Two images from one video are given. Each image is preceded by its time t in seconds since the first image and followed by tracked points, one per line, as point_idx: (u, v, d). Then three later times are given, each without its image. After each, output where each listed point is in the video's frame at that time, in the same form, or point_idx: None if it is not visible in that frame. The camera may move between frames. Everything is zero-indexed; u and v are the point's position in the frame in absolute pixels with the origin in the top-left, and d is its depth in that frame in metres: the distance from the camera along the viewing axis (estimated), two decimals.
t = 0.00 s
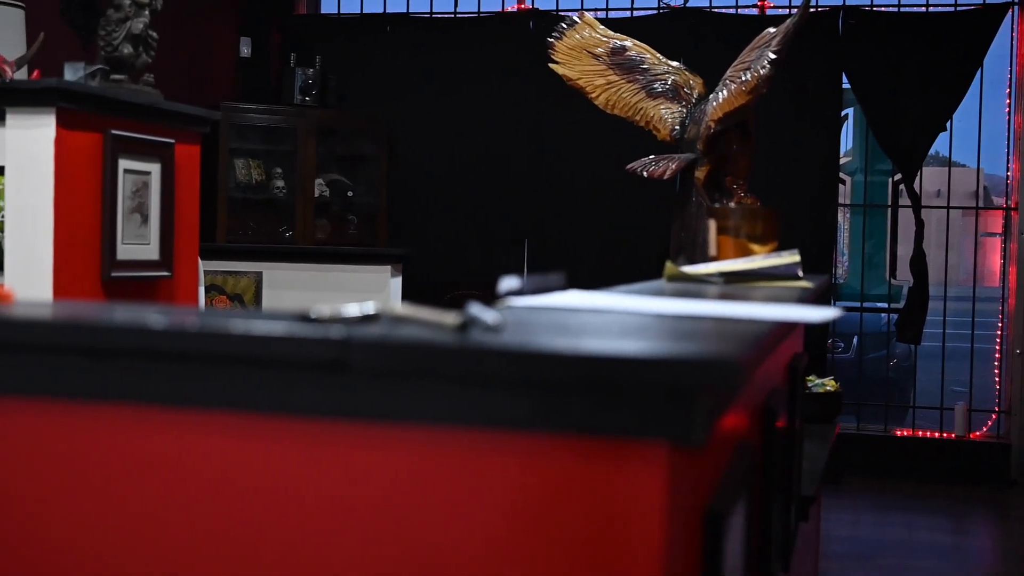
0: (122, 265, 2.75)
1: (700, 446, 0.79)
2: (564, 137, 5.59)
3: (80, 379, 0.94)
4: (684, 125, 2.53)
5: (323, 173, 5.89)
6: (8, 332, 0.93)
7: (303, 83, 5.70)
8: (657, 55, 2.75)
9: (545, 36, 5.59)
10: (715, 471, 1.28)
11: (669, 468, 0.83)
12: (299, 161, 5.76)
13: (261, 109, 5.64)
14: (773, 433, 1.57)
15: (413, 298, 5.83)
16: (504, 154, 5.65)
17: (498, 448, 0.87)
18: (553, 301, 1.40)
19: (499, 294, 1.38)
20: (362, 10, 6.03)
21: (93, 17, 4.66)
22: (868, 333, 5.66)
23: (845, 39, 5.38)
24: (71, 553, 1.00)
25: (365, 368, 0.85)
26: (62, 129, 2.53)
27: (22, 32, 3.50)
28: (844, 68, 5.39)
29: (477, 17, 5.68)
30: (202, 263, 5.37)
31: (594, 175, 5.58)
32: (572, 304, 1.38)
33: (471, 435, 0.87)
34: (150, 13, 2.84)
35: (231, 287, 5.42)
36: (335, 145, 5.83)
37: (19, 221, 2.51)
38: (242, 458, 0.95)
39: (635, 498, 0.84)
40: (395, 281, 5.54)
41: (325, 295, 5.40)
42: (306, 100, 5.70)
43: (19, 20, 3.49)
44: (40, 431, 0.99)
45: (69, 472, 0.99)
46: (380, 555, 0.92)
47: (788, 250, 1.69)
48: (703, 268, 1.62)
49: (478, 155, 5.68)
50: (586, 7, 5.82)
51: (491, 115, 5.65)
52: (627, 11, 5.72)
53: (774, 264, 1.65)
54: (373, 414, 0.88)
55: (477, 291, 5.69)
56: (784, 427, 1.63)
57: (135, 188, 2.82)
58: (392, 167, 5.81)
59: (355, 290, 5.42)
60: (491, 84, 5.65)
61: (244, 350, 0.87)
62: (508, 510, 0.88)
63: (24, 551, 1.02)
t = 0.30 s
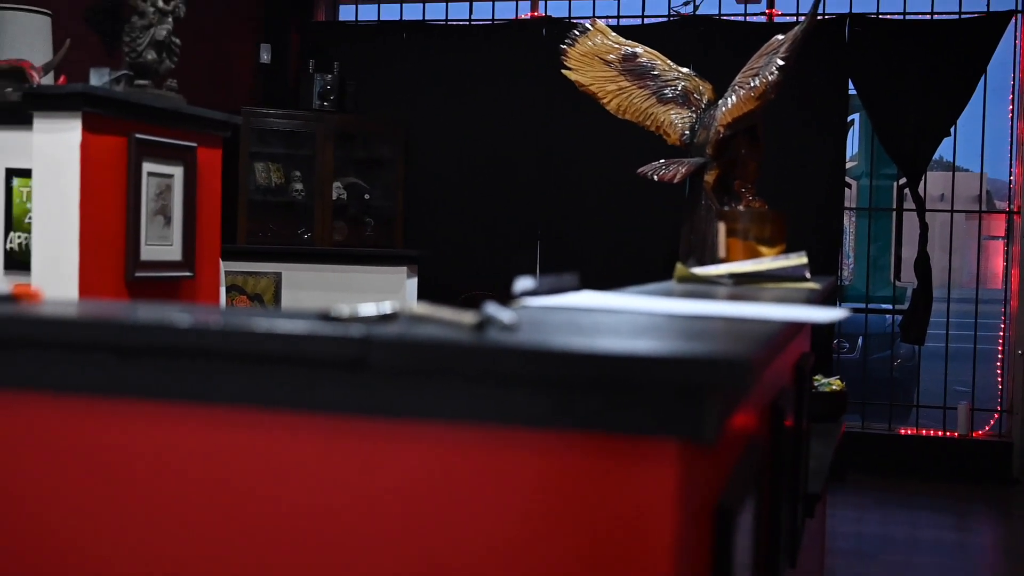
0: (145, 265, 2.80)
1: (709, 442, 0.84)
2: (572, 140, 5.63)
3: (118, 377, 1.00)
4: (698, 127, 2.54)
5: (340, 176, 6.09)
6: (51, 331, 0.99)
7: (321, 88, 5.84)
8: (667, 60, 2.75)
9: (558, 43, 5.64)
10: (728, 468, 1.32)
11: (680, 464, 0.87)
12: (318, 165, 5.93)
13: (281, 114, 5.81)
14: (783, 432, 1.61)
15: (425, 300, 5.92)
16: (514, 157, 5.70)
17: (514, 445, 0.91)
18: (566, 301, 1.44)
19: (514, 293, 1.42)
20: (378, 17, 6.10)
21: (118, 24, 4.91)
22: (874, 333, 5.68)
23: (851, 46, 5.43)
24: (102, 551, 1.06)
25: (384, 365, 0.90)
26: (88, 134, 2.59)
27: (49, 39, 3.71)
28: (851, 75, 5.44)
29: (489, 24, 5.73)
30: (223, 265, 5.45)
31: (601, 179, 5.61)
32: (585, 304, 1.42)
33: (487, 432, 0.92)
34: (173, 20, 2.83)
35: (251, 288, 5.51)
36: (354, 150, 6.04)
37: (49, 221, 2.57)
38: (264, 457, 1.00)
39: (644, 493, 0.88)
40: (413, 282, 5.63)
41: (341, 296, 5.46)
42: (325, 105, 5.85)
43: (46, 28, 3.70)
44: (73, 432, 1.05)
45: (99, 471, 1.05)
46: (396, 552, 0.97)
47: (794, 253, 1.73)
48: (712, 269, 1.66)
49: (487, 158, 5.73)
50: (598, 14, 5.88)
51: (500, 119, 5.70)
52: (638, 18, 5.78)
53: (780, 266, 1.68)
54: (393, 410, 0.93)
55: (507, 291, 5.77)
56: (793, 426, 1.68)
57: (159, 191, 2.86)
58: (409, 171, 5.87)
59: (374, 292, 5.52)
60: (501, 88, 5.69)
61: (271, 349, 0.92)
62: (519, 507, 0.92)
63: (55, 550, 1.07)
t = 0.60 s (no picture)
0: (170, 266, 2.90)
1: (717, 438, 0.88)
2: (576, 143, 5.73)
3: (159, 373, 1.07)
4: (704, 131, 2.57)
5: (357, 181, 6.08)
6: (94, 328, 1.05)
7: (340, 97, 5.89)
8: (673, 70, 2.85)
9: (567, 53, 5.73)
10: (735, 462, 1.37)
11: (690, 460, 0.91)
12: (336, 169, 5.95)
13: (299, 121, 5.80)
14: (785, 430, 1.67)
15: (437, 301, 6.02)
16: (518, 159, 5.82)
17: (530, 439, 0.96)
18: (578, 301, 1.51)
19: (527, 294, 1.48)
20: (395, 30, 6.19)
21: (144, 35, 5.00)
22: (872, 334, 5.77)
23: (851, 57, 5.50)
24: (138, 542, 1.12)
25: (405, 362, 0.96)
26: (115, 141, 2.69)
27: (78, 49, 3.67)
28: (851, 84, 5.51)
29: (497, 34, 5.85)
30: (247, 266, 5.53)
31: (605, 184, 5.71)
32: (597, 304, 1.48)
33: (505, 426, 0.97)
34: (198, 30, 3.06)
35: (272, 288, 5.54)
36: (370, 156, 6.04)
37: (79, 225, 2.65)
38: (292, 454, 1.06)
39: (655, 485, 0.92)
40: (429, 283, 5.70)
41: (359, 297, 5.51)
42: (342, 113, 5.89)
43: (74, 39, 3.67)
44: (112, 428, 1.12)
45: (138, 468, 1.11)
46: (418, 549, 1.02)
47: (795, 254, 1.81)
48: (717, 271, 1.73)
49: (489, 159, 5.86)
50: (605, 26, 5.95)
51: (504, 122, 5.82)
52: (644, 31, 5.87)
53: (783, 268, 1.74)
54: (415, 406, 0.99)
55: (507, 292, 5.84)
56: (796, 422, 1.74)
57: (184, 196, 2.98)
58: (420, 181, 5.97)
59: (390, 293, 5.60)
60: (506, 93, 5.82)
61: (299, 346, 0.98)
62: (535, 504, 0.97)
63: (97, 547, 1.14)
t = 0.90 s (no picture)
0: (198, 266, 3.08)
1: (728, 433, 0.90)
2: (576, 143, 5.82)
3: (187, 370, 1.09)
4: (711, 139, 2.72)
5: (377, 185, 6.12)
6: (122, 325, 1.08)
7: (360, 103, 5.94)
8: (682, 78, 2.97)
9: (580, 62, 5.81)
10: (744, 459, 1.41)
11: (702, 456, 0.93)
12: (357, 175, 6.00)
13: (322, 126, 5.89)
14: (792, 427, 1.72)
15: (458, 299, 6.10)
16: (522, 161, 5.91)
17: (547, 434, 0.98)
18: (592, 301, 1.56)
19: (544, 294, 1.54)
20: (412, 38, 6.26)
21: (172, 43, 5.15)
22: (875, 332, 5.83)
23: (855, 64, 5.55)
24: (157, 534, 1.14)
25: (425, 358, 0.98)
26: (146, 143, 2.86)
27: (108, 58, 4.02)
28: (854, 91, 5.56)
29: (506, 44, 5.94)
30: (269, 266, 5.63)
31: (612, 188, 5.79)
32: (612, 304, 1.54)
33: (522, 422, 0.99)
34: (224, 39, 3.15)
35: (295, 288, 5.64)
36: (390, 159, 6.07)
37: (112, 227, 2.82)
38: (312, 453, 1.07)
39: (668, 482, 0.93)
40: (445, 283, 5.82)
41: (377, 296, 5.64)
42: (363, 119, 5.95)
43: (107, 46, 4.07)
44: (134, 423, 1.14)
45: (160, 465, 1.13)
46: (436, 548, 1.03)
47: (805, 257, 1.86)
48: (727, 271, 1.80)
49: (490, 160, 5.96)
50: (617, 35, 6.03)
51: (507, 123, 5.92)
52: (654, 39, 5.97)
53: (791, 269, 1.79)
54: (432, 401, 1.01)
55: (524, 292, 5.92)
56: (802, 419, 1.80)
57: (211, 198, 3.16)
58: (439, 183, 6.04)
59: (405, 291, 5.71)
60: (511, 96, 5.90)
61: (320, 342, 1.00)
62: (548, 499, 0.98)
63: (123, 547, 1.15)
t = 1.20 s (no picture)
0: (220, 267, 3.15)
1: (742, 429, 0.91)
2: (574, 142, 5.93)
3: (211, 369, 1.10)
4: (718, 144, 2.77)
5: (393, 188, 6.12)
6: (144, 322, 1.09)
7: (377, 108, 5.98)
8: (689, 84, 3.05)
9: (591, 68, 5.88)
10: (752, 453, 1.44)
11: (716, 450, 0.95)
12: (374, 179, 6.00)
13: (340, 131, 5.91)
14: (798, 422, 1.78)
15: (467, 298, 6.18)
16: (527, 163, 6.00)
17: (563, 429, 1.00)
18: (603, 300, 1.61)
19: (557, 294, 1.59)
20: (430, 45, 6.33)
21: (194, 51, 5.17)
22: (877, 332, 5.88)
23: (859, 70, 5.61)
24: (177, 525, 1.15)
25: (445, 356, 0.99)
26: (171, 148, 2.93)
27: (134, 65, 4.05)
28: (857, 96, 5.62)
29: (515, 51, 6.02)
30: (290, 266, 5.68)
31: (618, 191, 5.88)
32: (623, 303, 1.60)
33: (539, 416, 1.00)
34: (247, 47, 3.26)
35: (314, 288, 5.69)
36: (405, 162, 6.08)
37: (139, 231, 2.90)
38: (336, 452, 1.09)
39: (683, 475, 0.95)
40: (460, 283, 5.85)
41: (396, 295, 5.70)
42: (380, 124, 5.98)
43: (132, 55, 4.09)
44: (153, 414, 1.15)
45: (179, 457, 1.15)
46: (458, 545, 1.04)
47: (810, 257, 1.91)
48: (735, 271, 1.85)
49: (491, 160, 6.07)
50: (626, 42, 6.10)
51: (515, 127, 6.01)
52: (662, 46, 6.01)
53: (795, 269, 1.86)
54: (452, 397, 1.02)
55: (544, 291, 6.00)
56: (808, 415, 1.86)
57: (233, 201, 3.23)
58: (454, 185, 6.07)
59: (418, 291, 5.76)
60: (515, 98, 6.00)
61: (343, 340, 1.01)
62: (564, 490, 1.00)
63: (149, 546, 1.17)
